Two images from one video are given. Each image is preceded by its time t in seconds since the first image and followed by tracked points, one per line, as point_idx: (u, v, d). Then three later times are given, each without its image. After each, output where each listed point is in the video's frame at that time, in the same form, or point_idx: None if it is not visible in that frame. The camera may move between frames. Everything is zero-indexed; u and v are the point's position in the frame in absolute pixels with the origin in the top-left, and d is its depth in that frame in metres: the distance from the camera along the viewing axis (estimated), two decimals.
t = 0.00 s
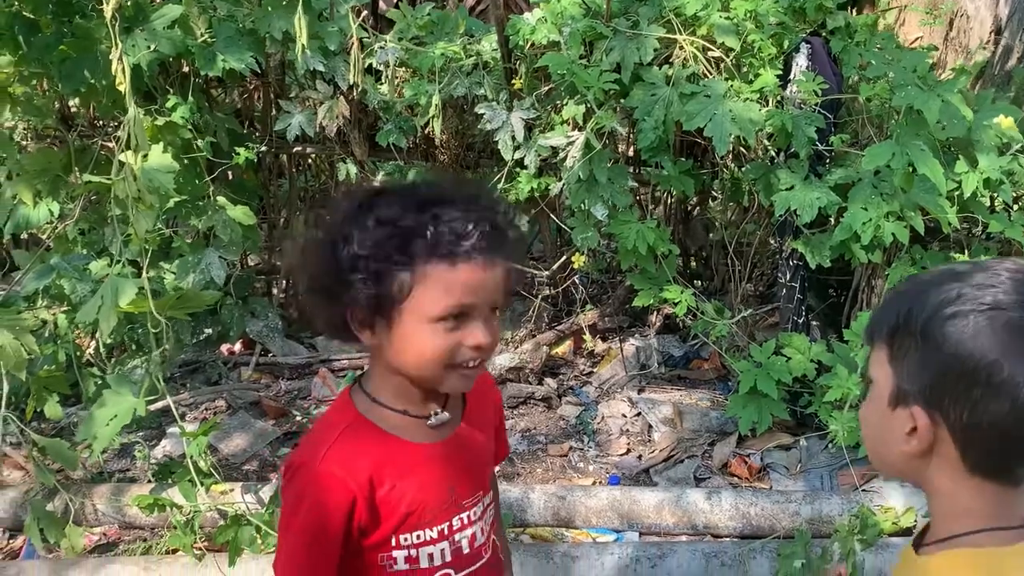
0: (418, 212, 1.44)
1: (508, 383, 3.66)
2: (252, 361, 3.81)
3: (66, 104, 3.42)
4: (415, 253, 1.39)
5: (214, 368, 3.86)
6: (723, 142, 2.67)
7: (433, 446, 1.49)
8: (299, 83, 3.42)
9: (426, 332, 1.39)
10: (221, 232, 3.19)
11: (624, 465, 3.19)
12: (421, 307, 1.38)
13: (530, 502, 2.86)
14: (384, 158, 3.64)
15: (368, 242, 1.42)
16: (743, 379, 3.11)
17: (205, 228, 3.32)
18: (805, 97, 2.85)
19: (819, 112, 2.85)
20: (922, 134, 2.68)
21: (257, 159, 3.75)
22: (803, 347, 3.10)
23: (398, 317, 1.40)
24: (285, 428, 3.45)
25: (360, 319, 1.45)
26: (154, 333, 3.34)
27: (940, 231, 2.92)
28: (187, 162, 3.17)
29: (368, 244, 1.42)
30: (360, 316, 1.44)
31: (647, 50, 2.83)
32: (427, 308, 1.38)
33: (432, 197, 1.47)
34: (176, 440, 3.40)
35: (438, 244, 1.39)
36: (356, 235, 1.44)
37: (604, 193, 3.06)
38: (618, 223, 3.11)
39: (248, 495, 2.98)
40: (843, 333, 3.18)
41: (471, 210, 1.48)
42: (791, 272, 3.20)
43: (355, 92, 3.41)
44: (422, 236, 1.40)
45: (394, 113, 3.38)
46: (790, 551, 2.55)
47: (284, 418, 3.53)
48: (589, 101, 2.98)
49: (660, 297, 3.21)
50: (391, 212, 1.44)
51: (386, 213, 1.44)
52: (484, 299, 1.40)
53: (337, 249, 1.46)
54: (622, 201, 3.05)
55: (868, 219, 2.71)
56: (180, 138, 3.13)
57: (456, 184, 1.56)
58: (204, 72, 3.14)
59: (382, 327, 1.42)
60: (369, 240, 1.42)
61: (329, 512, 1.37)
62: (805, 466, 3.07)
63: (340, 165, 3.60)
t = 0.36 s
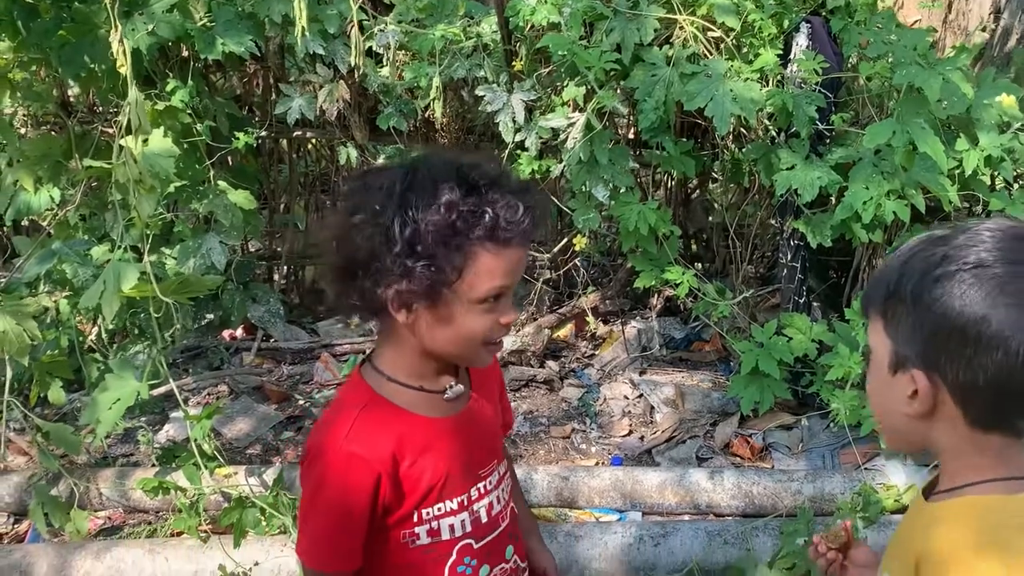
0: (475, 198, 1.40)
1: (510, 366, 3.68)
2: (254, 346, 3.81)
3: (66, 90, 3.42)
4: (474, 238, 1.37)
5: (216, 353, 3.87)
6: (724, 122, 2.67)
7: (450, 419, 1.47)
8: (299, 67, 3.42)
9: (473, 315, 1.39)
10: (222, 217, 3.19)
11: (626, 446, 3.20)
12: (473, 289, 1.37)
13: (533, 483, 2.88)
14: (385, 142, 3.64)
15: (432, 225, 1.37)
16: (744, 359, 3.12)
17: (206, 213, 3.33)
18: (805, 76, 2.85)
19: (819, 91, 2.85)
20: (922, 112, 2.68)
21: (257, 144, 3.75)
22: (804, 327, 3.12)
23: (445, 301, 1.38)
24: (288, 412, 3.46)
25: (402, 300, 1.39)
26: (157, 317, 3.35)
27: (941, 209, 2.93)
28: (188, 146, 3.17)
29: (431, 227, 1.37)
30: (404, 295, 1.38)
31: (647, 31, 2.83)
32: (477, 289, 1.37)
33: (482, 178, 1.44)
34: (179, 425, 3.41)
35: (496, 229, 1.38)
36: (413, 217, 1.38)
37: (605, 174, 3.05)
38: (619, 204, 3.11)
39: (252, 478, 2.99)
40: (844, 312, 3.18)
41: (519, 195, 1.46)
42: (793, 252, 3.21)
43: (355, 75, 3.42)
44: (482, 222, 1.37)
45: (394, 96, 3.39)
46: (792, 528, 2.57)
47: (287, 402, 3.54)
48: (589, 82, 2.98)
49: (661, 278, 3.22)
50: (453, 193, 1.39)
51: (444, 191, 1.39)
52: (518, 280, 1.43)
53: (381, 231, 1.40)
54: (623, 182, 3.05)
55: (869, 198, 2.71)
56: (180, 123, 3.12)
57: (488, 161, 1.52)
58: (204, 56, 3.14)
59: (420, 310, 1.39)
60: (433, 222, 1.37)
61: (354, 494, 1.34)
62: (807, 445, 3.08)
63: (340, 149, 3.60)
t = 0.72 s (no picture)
0: (496, 168, 1.36)
1: (497, 342, 3.69)
2: (240, 326, 3.80)
3: (45, 71, 3.39)
4: (495, 208, 1.32)
5: (201, 334, 3.85)
6: (707, 93, 2.67)
7: (455, 389, 1.43)
8: (281, 45, 3.41)
9: (484, 283, 1.34)
10: (205, 196, 3.18)
11: (613, 419, 3.21)
12: (488, 260, 1.32)
13: (522, 457, 2.89)
14: (368, 120, 3.63)
15: (448, 191, 1.32)
16: (730, 331, 3.14)
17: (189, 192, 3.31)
18: (788, 47, 2.86)
19: (802, 62, 2.86)
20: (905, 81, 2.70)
21: (240, 123, 3.74)
22: (788, 298, 3.14)
23: (459, 266, 1.33)
24: (275, 391, 3.46)
25: (415, 263, 1.34)
26: (142, 298, 3.33)
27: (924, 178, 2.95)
28: (170, 125, 3.15)
29: (449, 192, 1.32)
30: (417, 259, 1.33)
31: (630, 3, 2.83)
32: (492, 261, 1.33)
33: (503, 150, 1.39)
34: (166, 405, 3.40)
35: (516, 200, 1.33)
36: (432, 182, 1.34)
37: (589, 148, 3.05)
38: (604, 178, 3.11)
39: (240, 456, 2.98)
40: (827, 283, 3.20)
41: (542, 172, 1.41)
42: (777, 224, 3.25)
43: (337, 52, 3.41)
44: (503, 191, 1.33)
45: (376, 72, 3.38)
46: (779, 496, 2.63)
47: (274, 381, 3.55)
48: (573, 55, 2.98)
49: (647, 252, 3.23)
50: (474, 161, 1.35)
51: (461, 157, 1.35)
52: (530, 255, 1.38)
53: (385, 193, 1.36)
54: (608, 155, 3.05)
55: (853, 166, 2.72)
56: (162, 102, 3.10)
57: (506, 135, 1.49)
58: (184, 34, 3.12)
59: (433, 275, 1.34)
60: (452, 187, 1.32)
61: (369, 466, 1.29)
62: (793, 415, 3.10)
63: (323, 126, 3.60)
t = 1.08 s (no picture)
0: (440, 144, 1.25)
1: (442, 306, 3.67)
2: (181, 297, 3.75)
3: None
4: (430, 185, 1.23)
5: (142, 306, 3.79)
6: (646, 49, 2.67)
7: (417, 340, 1.38)
8: (214, 8, 3.34)
9: (423, 261, 1.28)
10: (140, 164, 3.12)
11: (561, 378, 3.23)
12: (427, 233, 1.25)
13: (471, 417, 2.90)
14: (305, 83, 3.59)
15: (383, 163, 1.26)
16: (674, 287, 3.17)
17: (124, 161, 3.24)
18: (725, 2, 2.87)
19: (739, 17, 2.88)
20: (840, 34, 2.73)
21: (174, 90, 3.67)
22: (730, 254, 3.17)
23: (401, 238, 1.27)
24: (219, 360, 3.43)
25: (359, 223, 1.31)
26: (78, 270, 3.26)
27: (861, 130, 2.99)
28: (101, 92, 3.08)
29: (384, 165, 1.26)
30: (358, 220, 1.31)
31: None
32: (432, 236, 1.25)
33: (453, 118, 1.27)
34: (108, 378, 3.34)
35: (456, 182, 1.23)
36: (371, 145, 1.29)
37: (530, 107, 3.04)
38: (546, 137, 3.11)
39: (185, 426, 2.94)
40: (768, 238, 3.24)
41: (498, 148, 1.28)
42: (718, 180, 3.30)
43: (272, 15, 3.36)
44: (440, 173, 1.23)
45: (313, 35, 3.33)
46: (724, 447, 2.68)
47: (218, 351, 3.51)
48: (511, 13, 2.96)
49: (590, 210, 3.24)
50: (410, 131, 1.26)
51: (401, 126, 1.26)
52: (481, 238, 1.28)
53: (327, 153, 1.36)
54: (549, 114, 3.04)
55: (789, 120, 2.75)
56: (92, 68, 3.02)
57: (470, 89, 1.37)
58: None
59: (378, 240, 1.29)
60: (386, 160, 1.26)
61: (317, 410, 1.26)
62: (736, 367, 3.15)
63: (260, 91, 3.54)
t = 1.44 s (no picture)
0: (293, 120, 1.19)
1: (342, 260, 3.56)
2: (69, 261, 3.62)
3: None
4: (280, 160, 1.20)
5: (27, 273, 3.64)
6: None
7: (307, 286, 1.34)
8: None
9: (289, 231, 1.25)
10: (19, 123, 2.99)
11: (465, 328, 3.23)
12: (287, 205, 1.22)
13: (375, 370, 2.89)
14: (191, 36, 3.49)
15: (235, 134, 1.23)
16: (573, 233, 3.19)
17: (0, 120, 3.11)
18: None
19: None
20: None
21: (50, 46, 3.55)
22: (627, 197, 3.20)
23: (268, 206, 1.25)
24: (113, 325, 3.33)
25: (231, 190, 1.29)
26: None
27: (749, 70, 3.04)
28: None
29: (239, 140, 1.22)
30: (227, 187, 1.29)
31: None
32: (294, 207, 1.22)
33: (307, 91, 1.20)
34: None
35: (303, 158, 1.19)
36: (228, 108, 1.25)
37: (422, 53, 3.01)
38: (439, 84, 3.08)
39: (79, 392, 2.85)
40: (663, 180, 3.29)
41: (380, 90, 1.25)
42: (613, 124, 3.32)
43: None
44: (289, 149, 1.19)
45: None
46: (626, 385, 2.72)
47: (110, 315, 3.41)
48: None
49: (487, 158, 3.23)
50: (263, 108, 1.21)
51: (257, 97, 1.21)
52: (346, 212, 1.24)
53: (205, 98, 1.32)
54: (441, 60, 3.01)
55: (679, 61, 2.78)
56: None
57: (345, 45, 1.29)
58: None
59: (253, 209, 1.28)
60: (241, 133, 1.22)
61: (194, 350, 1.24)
62: (637, 309, 3.19)
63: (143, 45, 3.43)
